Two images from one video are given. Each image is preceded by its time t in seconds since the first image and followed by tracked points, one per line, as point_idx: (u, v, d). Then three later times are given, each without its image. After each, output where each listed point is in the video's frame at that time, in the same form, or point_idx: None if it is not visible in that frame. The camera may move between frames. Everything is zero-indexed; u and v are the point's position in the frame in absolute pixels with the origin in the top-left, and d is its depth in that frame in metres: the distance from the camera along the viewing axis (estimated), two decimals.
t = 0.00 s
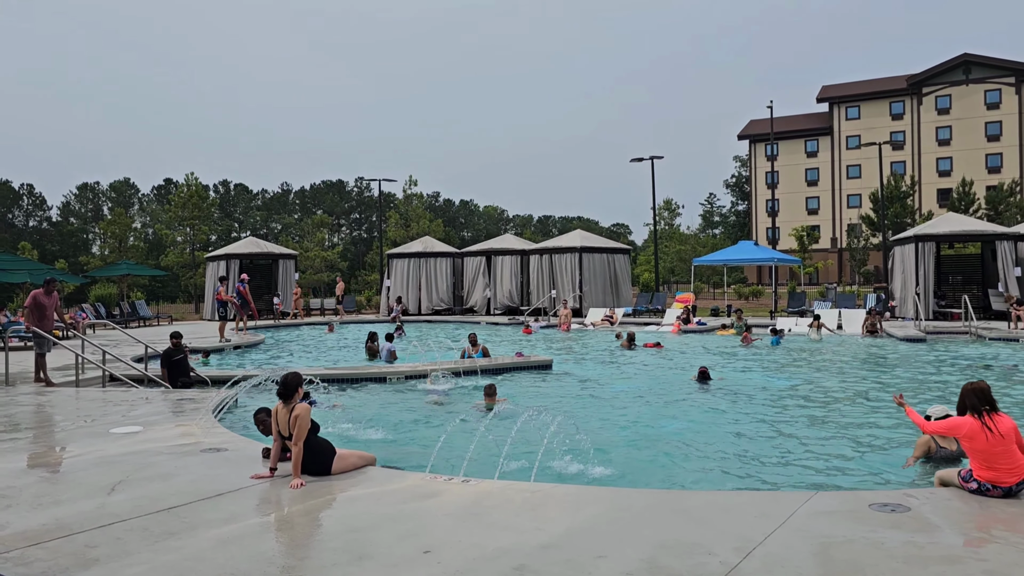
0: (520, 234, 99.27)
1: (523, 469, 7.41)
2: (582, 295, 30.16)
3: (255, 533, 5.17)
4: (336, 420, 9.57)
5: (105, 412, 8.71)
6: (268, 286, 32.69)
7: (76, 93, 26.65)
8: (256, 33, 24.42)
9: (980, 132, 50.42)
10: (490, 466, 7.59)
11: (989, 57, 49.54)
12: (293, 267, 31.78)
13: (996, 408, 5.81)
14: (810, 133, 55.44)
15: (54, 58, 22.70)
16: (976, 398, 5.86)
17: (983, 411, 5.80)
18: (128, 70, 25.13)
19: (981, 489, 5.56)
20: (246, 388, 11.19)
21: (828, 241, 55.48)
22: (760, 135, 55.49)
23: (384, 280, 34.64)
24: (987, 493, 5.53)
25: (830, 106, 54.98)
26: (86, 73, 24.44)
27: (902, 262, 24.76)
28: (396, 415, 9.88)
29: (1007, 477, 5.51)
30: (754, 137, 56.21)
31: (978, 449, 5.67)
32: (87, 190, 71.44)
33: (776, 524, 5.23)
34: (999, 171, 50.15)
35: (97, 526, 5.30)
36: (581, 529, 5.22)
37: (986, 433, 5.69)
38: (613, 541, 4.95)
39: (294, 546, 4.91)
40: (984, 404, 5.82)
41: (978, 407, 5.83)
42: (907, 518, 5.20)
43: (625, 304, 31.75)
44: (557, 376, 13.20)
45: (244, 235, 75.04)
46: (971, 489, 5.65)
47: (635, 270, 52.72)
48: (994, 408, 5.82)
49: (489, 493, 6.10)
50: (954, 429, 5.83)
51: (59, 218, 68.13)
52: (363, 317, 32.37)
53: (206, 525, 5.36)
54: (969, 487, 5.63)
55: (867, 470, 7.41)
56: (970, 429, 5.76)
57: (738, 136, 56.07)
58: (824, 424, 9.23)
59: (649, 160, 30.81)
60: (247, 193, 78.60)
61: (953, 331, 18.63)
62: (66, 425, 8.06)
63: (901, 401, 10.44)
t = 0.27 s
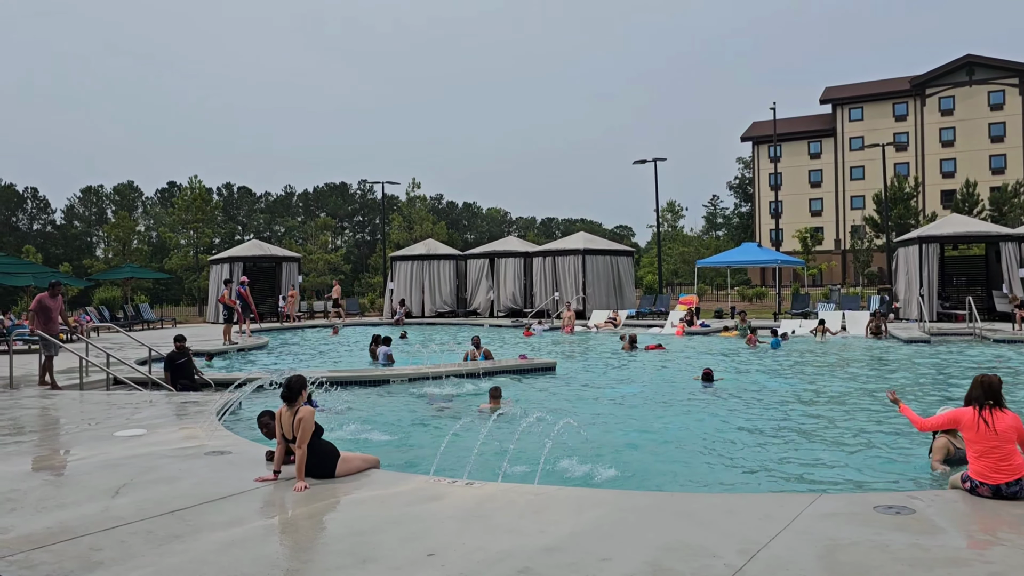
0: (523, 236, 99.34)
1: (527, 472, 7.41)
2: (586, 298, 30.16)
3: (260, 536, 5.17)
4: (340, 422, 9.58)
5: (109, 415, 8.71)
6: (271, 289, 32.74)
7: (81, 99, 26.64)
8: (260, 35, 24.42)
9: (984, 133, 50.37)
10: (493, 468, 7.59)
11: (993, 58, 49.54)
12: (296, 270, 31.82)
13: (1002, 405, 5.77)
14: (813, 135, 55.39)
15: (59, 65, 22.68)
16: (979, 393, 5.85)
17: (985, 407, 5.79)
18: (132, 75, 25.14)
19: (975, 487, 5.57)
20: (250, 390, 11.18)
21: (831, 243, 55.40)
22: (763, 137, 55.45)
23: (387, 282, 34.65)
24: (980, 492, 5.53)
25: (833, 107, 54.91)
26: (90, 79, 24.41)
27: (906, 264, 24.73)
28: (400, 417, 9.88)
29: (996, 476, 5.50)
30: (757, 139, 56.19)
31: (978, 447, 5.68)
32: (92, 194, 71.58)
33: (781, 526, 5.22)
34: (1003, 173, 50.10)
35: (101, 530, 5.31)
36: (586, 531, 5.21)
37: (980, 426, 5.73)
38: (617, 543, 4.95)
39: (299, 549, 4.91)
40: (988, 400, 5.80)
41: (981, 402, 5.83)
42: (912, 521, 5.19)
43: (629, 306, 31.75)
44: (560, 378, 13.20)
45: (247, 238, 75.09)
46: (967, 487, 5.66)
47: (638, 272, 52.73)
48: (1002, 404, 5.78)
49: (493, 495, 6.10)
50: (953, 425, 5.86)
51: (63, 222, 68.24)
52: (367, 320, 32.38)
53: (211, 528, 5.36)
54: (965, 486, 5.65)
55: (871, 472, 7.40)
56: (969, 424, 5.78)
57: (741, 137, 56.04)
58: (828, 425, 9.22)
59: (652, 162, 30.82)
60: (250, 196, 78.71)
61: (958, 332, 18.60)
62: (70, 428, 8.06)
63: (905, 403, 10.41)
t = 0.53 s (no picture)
0: (529, 239, 99.42)
1: (534, 476, 7.40)
2: (591, 300, 30.18)
3: (267, 540, 5.18)
4: (348, 426, 9.59)
5: (116, 420, 8.73)
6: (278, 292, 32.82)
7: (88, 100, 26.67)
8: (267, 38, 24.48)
9: (991, 134, 50.28)
10: (500, 472, 7.59)
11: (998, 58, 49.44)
12: (302, 274, 31.90)
13: None
14: (819, 136, 55.33)
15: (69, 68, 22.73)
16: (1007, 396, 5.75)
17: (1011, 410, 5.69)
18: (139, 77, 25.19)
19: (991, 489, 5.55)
20: (257, 394, 11.19)
21: (838, 244, 55.28)
22: (769, 138, 55.41)
23: (393, 286, 34.71)
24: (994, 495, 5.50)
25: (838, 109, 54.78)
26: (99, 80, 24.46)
27: (913, 266, 24.65)
28: (407, 421, 9.89)
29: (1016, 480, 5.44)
30: (763, 141, 56.17)
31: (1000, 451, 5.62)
32: (98, 199, 71.83)
33: (787, 529, 5.21)
34: (1010, 173, 49.96)
35: (108, 534, 5.31)
36: (592, 535, 5.20)
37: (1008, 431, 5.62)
38: (624, 547, 4.94)
39: (305, 553, 4.91)
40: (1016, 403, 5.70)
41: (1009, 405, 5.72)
42: (919, 523, 5.17)
43: (635, 309, 31.75)
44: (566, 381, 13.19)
45: (253, 242, 75.25)
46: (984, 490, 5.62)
47: (645, 274, 52.74)
48: None
49: (499, 499, 6.09)
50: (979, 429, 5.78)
51: (70, 226, 68.44)
52: (373, 323, 32.43)
53: (218, 532, 5.37)
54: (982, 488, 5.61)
55: (877, 475, 7.37)
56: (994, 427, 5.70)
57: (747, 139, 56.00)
58: (836, 428, 9.18)
59: (657, 165, 30.83)
60: (256, 200, 78.92)
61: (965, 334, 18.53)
62: (78, 432, 8.08)
63: (913, 405, 10.36)
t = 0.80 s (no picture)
0: (545, 242, 99.41)
1: (552, 479, 7.38)
2: (609, 304, 30.09)
3: (286, 544, 5.19)
4: (367, 431, 9.61)
5: (137, 425, 8.78)
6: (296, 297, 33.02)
7: (108, 109, 27.03)
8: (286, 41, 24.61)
9: (1011, 132, 49.89)
10: (518, 476, 7.57)
11: (1017, 57, 48.68)
12: (320, 279, 32.07)
13: None
14: (836, 138, 55.05)
15: (87, 77, 23.05)
16: None
17: None
18: (156, 84, 25.45)
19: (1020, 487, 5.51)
20: (276, 399, 11.23)
21: (857, 246, 54.91)
22: (786, 140, 55.18)
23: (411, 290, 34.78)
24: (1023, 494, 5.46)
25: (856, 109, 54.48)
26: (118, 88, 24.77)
27: (933, 267, 24.45)
28: (426, 425, 9.89)
29: None
30: (780, 142, 55.98)
31: None
32: (119, 206, 72.64)
33: (808, 532, 5.16)
34: None
35: (129, 539, 5.34)
36: (612, 539, 5.17)
37: None
38: (644, 551, 4.92)
39: (324, 557, 4.92)
40: None
41: None
42: (942, 526, 5.12)
43: (652, 312, 31.65)
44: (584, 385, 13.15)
45: (272, 247, 75.73)
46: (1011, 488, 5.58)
47: (662, 277, 52.72)
48: None
49: (518, 503, 6.07)
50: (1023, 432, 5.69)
51: (90, 233, 69.18)
52: (391, 328, 32.53)
53: (238, 536, 5.39)
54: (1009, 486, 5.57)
55: (900, 479, 7.27)
56: None
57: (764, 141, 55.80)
58: (858, 432, 9.06)
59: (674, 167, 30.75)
60: (274, 206, 79.42)
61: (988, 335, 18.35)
62: (97, 438, 8.11)
63: (936, 408, 10.21)
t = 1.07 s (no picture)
0: (575, 244, 99.34)
1: (587, 482, 7.36)
2: (640, 305, 29.99)
3: (323, 549, 5.21)
4: (402, 434, 9.65)
5: (174, 431, 8.89)
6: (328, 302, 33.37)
7: (143, 96, 27.53)
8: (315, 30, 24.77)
9: None
10: (553, 479, 7.56)
11: None
12: (352, 284, 32.39)
13: None
14: (869, 134, 54.49)
15: (120, 67, 23.48)
16: None
17: None
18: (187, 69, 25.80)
19: None
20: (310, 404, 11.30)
21: (892, 243, 54.18)
22: (818, 137, 54.71)
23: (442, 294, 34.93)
24: None
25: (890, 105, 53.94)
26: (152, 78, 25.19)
27: (971, 263, 24.04)
28: (459, 428, 9.92)
29: None
30: (811, 139, 55.53)
31: None
32: (154, 214, 73.93)
33: (847, 534, 5.08)
34: None
35: (169, 543, 5.40)
36: (647, 542, 5.13)
37: None
38: (680, 554, 4.88)
39: (360, 561, 4.94)
40: None
41: None
42: (986, 528, 5.01)
43: (684, 312, 31.46)
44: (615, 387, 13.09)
45: (304, 253, 76.52)
46: None
47: (694, 278, 52.61)
48: None
49: (554, 506, 6.05)
50: None
51: (127, 242, 70.44)
52: (422, 331, 32.70)
53: (275, 541, 5.42)
54: None
55: (941, 480, 7.13)
56: None
57: (795, 138, 55.34)
58: (897, 432, 8.90)
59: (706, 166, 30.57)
60: (306, 212, 80.21)
61: None
62: (136, 444, 8.23)
63: (978, 408, 9.99)
